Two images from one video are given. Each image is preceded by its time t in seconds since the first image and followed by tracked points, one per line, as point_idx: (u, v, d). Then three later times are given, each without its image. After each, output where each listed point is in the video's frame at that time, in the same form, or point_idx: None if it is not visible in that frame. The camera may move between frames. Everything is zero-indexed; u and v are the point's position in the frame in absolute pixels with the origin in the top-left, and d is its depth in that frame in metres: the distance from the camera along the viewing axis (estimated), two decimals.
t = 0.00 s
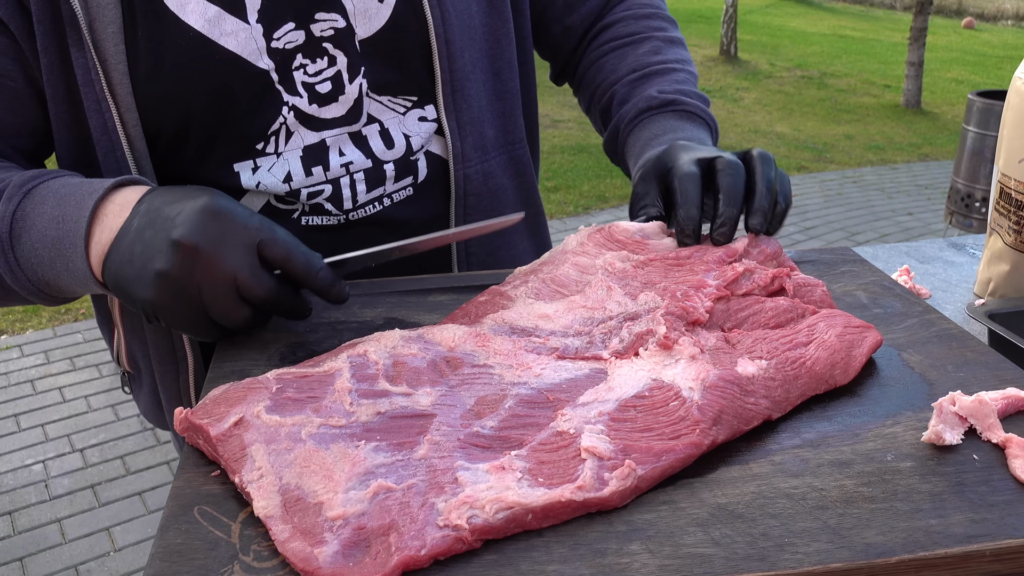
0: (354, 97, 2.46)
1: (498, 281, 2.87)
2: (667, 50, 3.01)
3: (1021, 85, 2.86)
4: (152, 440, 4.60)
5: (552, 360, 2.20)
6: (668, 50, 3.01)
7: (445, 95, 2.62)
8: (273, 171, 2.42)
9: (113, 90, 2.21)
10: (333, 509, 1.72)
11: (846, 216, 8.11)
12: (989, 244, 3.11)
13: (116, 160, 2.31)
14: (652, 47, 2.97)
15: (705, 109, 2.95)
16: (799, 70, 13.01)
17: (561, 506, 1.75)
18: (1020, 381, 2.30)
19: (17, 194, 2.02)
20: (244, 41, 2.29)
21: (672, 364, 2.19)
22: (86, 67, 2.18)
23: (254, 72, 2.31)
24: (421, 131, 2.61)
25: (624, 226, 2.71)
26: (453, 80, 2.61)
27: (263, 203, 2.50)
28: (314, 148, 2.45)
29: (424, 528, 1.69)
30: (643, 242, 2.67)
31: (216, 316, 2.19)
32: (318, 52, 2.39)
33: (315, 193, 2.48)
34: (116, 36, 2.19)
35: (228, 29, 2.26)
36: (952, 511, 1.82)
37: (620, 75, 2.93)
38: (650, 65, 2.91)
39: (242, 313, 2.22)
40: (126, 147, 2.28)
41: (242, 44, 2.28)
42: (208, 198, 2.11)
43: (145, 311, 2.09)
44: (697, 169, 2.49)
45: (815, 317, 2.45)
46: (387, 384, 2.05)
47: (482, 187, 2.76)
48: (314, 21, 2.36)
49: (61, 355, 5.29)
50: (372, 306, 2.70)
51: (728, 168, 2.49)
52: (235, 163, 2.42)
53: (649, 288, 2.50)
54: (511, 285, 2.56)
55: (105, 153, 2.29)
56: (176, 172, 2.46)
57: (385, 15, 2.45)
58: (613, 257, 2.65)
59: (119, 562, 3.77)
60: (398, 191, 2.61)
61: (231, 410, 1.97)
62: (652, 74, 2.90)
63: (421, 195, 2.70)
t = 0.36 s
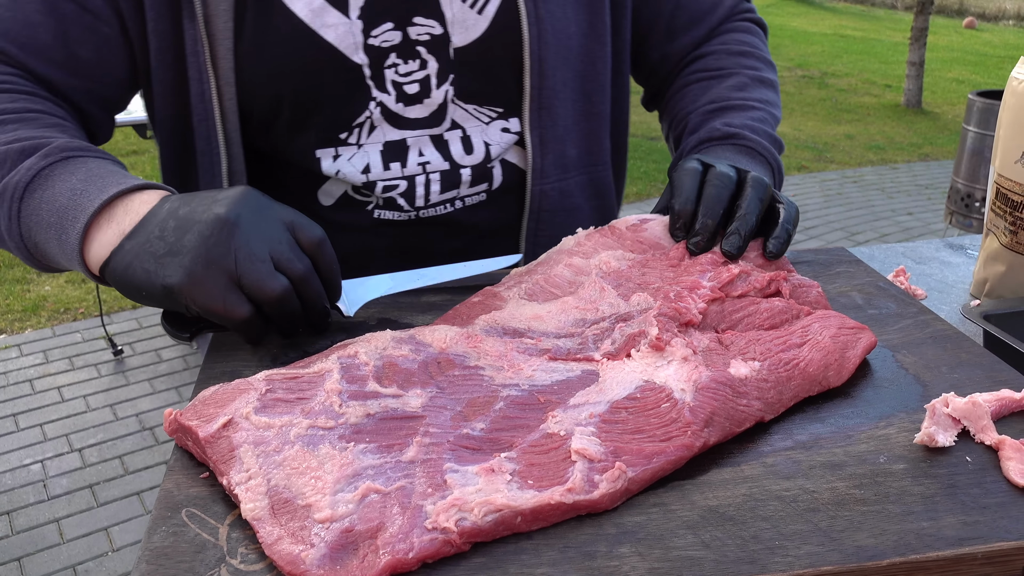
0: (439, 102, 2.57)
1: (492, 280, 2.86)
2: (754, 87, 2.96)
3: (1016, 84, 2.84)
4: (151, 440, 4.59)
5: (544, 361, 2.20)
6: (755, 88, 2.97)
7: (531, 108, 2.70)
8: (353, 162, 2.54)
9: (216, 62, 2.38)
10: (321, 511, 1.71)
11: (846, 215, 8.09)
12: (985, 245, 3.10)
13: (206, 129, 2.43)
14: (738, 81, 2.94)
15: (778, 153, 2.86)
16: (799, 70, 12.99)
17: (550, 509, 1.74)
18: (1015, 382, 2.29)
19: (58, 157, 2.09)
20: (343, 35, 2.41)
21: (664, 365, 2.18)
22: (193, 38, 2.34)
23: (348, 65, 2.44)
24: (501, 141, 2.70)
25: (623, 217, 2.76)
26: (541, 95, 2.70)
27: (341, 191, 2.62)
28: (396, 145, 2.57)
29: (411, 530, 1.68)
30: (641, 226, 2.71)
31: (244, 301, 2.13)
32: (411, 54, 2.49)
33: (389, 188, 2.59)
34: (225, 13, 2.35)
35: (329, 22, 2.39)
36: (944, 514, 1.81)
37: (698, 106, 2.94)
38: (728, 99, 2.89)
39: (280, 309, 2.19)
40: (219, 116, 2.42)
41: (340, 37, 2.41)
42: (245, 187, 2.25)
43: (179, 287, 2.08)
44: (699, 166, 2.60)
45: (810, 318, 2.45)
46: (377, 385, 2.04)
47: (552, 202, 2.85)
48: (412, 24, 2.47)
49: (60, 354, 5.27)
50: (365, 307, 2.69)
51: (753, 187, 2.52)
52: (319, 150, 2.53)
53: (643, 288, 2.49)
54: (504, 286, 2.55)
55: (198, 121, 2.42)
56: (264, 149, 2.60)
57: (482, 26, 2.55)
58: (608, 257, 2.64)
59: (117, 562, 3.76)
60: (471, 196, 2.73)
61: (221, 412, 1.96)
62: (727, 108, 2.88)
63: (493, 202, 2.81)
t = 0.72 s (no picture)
0: (524, 111, 2.66)
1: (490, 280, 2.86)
2: (814, 115, 2.95)
3: (1010, 87, 2.82)
4: (150, 440, 4.60)
5: (536, 364, 2.20)
6: (817, 117, 2.95)
7: (613, 124, 2.79)
8: (434, 158, 2.67)
9: (334, 50, 2.55)
10: (310, 516, 1.71)
11: (846, 217, 8.08)
12: (981, 248, 3.10)
13: (329, 111, 2.62)
14: (800, 105, 2.94)
15: (811, 184, 2.83)
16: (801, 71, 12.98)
17: (540, 514, 1.74)
18: (1007, 388, 2.28)
19: (162, 147, 2.19)
20: (443, 36, 2.53)
21: (656, 369, 2.18)
22: (316, 25, 2.51)
23: (446, 65, 2.56)
24: (579, 154, 2.78)
25: (631, 213, 2.59)
26: (625, 115, 2.79)
27: (419, 186, 2.74)
28: (475, 147, 2.67)
29: (399, 535, 1.68)
30: (649, 231, 2.57)
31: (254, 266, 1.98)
32: (504, 62, 2.59)
33: (466, 189, 2.71)
34: (344, 3, 2.51)
35: (432, 22, 2.51)
36: (934, 520, 1.80)
37: (755, 118, 2.95)
38: (785, 118, 2.89)
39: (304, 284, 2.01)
40: (340, 101, 2.59)
41: (440, 38, 2.53)
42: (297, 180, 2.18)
43: (211, 257, 2.03)
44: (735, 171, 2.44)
45: (806, 322, 2.45)
46: (368, 388, 2.04)
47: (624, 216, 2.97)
48: (508, 33, 2.57)
49: (60, 353, 5.19)
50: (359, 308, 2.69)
51: (789, 209, 2.38)
52: (404, 142, 2.67)
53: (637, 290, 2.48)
54: (498, 288, 2.54)
55: (322, 103, 2.61)
56: (368, 136, 2.76)
57: (574, 43, 2.64)
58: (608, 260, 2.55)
59: (116, 562, 3.77)
60: (542, 206, 2.82)
61: (212, 414, 1.95)
62: (781, 125, 2.87)
63: (561, 214, 2.90)
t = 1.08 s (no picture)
0: (518, 117, 2.67)
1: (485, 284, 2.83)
2: (803, 123, 2.95)
3: (1010, 91, 2.79)
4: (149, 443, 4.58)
5: (531, 370, 2.18)
6: (806, 125, 2.95)
7: (605, 133, 2.81)
8: (428, 166, 2.66)
9: (327, 56, 2.53)
10: (301, 523, 1.70)
11: (847, 219, 8.06)
12: (980, 253, 3.08)
13: (319, 117, 2.58)
14: (790, 113, 2.94)
15: (802, 190, 2.84)
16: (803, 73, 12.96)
17: (533, 522, 1.73)
18: (1006, 395, 2.27)
19: (186, 140, 2.20)
20: (439, 42, 2.53)
21: (651, 376, 2.16)
22: (310, 29, 2.48)
23: (441, 71, 2.56)
24: (572, 164, 2.79)
25: (629, 221, 2.57)
26: (617, 122, 2.81)
27: (409, 196, 2.73)
28: (469, 154, 2.67)
29: (390, 543, 1.67)
30: (648, 240, 2.55)
31: (255, 289, 1.97)
32: (499, 68, 2.59)
33: (457, 197, 2.72)
34: (341, 7, 2.50)
35: (428, 28, 2.51)
36: (931, 529, 1.79)
37: (744, 125, 2.94)
38: (775, 126, 2.89)
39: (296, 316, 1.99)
40: (331, 107, 2.57)
41: (436, 43, 2.52)
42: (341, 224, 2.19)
43: (219, 259, 2.04)
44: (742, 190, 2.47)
45: (805, 328, 2.43)
46: (361, 395, 2.03)
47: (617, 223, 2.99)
48: (504, 39, 2.57)
49: (61, 355, 5.17)
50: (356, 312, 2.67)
51: (799, 226, 2.43)
52: (397, 150, 2.65)
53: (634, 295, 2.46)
54: (494, 292, 2.52)
55: (312, 108, 2.57)
56: (357, 143, 2.73)
57: (570, 50, 2.65)
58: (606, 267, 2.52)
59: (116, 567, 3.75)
60: (534, 215, 2.83)
61: (204, 420, 1.94)
62: (772, 133, 2.86)
63: (555, 224, 2.90)
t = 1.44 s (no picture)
0: (504, 122, 2.59)
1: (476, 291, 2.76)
2: (801, 123, 2.86)
3: None
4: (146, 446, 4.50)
5: (527, 383, 2.10)
6: (804, 125, 2.87)
7: (594, 139, 2.73)
8: (413, 174, 2.59)
9: (305, 59, 2.45)
10: (284, 545, 1.62)
11: (853, 220, 7.96)
12: (992, 259, 2.99)
13: (299, 123, 2.51)
14: (788, 113, 2.86)
15: (803, 193, 2.76)
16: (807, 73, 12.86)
17: (527, 544, 1.64)
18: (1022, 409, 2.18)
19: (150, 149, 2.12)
20: (419, 44, 2.45)
21: (652, 389, 2.08)
22: (287, 32, 2.41)
23: (423, 74, 2.48)
24: (560, 168, 2.72)
25: (631, 231, 2.44)
26: (606, 127, 2.72)
27: (395, 204, 2.66)
28: (456, 161, 2.60)
29: (378, 568, 1.59)
30: (650, 254, 2.43)
31: (199, 300, 1.81)
32: (482, 71, 2.52)
33: (445, 205, 2.65)
34: (318, 9, 2.43)
35: (408, 30, 2.44)
36: (945, 553, 1.70)
37: (742, 126, 2.85)
38: (774, 126, 2.80)
39: (244, 326, 1.83)
40: (311, 113, 2.49)
41: (416, 45, 2.45)
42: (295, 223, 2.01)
43: (169, 268, 1.89)
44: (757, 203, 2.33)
45: (813, 339, 2.35)
46: (350, 408, 1.95)
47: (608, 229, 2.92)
48: (487, 41, 2.49)
49: (63, 355, 5.04)
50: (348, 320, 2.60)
51: (816, 243, 2.31)
52: (381, 156, 2.57)
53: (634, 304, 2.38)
54: (490, 299, 2.44)
55: (291, 113, 2.49)
56: (340, 148, 2.66)
57: (556, 51, 2.57)
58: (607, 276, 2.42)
59: None
60: (524, 221, 2.76)
61: (186, 435, 1.87)
62: (772, 133, 2.77)
63: (545, 231, 2.83)
